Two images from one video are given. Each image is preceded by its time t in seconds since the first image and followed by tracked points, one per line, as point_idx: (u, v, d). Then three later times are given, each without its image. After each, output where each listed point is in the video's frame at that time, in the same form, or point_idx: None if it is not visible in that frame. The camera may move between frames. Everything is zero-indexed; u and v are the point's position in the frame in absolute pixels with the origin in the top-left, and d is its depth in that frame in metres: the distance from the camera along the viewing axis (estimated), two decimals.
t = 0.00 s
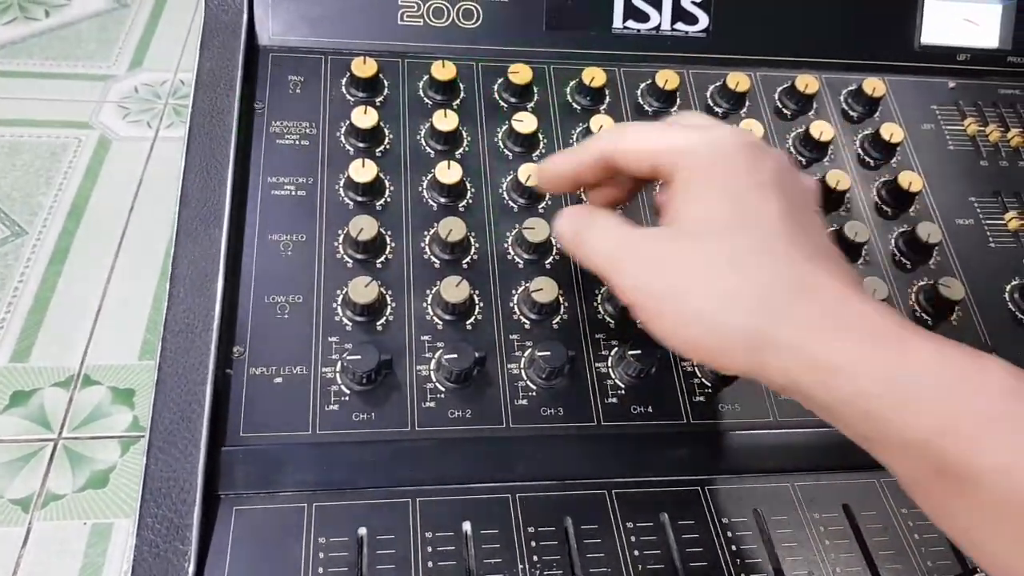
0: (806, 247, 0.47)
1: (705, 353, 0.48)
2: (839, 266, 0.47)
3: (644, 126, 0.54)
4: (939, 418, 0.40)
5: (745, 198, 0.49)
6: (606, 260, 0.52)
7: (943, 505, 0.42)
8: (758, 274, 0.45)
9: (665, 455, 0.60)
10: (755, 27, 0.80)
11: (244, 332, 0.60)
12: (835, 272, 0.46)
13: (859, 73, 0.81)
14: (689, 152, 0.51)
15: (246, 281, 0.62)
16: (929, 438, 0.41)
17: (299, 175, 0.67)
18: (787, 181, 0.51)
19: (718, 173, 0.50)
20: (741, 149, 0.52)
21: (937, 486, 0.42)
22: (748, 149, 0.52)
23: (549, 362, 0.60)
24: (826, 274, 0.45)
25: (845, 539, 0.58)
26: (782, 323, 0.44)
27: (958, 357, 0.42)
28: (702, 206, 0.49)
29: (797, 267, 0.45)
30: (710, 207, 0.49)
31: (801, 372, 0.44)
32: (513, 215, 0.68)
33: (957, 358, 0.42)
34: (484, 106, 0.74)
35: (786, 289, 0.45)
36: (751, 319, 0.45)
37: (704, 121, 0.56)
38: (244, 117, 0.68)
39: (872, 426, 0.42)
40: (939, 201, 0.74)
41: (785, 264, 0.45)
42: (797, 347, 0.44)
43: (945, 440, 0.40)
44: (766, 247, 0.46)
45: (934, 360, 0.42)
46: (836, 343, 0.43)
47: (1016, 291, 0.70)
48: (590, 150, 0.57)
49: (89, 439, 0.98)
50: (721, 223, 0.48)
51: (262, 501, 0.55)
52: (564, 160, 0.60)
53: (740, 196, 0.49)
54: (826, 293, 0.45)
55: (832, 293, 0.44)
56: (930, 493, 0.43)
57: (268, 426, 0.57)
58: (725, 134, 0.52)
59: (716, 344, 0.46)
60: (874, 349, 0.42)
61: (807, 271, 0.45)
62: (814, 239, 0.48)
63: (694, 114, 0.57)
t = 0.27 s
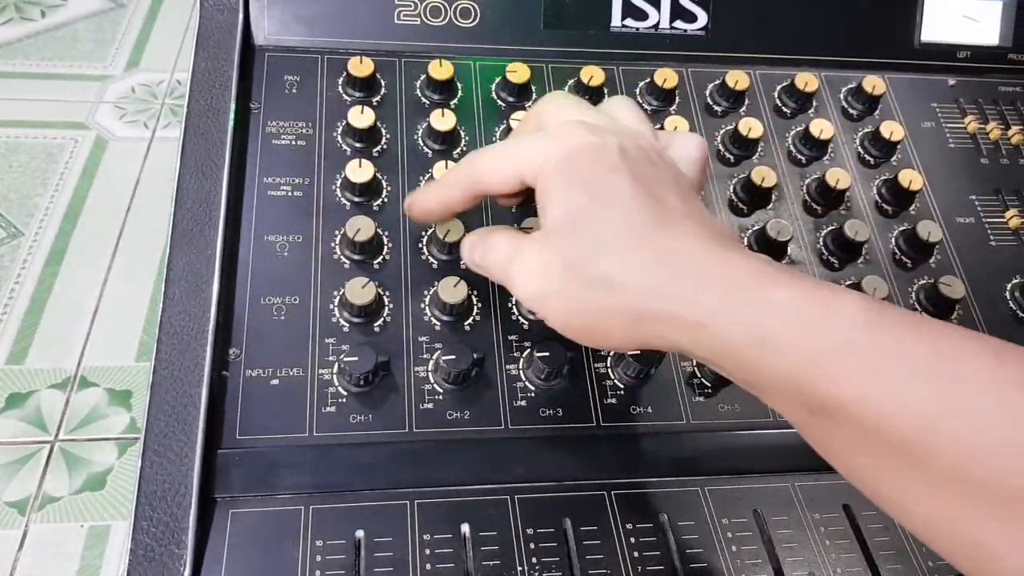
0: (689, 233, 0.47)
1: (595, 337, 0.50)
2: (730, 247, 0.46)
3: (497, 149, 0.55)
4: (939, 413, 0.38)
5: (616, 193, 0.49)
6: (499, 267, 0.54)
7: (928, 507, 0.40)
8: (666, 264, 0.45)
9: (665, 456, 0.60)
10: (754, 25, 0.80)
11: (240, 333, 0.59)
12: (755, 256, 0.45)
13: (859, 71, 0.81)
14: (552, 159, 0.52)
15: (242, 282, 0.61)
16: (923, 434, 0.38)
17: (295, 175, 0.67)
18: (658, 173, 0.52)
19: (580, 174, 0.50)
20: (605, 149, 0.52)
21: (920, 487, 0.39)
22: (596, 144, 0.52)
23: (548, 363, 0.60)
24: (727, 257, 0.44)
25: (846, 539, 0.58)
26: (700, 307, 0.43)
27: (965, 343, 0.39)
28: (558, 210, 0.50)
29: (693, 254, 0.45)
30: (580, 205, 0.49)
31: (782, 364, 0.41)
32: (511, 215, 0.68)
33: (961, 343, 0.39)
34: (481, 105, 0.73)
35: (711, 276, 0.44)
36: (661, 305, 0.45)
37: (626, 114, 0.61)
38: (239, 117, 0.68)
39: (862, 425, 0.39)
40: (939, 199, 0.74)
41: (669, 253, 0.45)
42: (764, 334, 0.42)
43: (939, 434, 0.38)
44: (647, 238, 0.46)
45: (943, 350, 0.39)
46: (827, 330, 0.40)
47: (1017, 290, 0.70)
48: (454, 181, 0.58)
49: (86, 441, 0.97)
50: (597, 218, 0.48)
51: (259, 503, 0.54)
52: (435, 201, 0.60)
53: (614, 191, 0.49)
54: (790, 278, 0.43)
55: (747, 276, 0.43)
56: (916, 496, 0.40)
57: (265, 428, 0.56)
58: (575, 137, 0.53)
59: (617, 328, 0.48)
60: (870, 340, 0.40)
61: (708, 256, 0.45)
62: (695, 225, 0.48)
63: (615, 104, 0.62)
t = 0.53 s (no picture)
0: (667, 239, 0.47)
1: (578, 338, 0.50)
2: (701, 256, 0.47)
3: (507, 134, 0.55)
4: (902, 417, 0.39)
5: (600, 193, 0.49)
6: (487, 265, 0.54)
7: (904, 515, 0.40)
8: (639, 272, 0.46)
9: (663, 454, 0.60)
10: (752, 21, 0.79)
11: (236, 332, 0.59)
12: (720, 270, 0.46)
13: (856, 66, 0.81)
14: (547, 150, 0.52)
15: (238, 280, 0.61)
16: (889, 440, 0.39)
17: (291, 173, 0.66)
18: (646, 171, 0.52)
19: (568, 170, 0.50)
20: (597, 143, 0.52)
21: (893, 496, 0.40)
22: (587, 137, 0.52)
23: (545, 360, 0.60)
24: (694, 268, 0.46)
25: (843, 536, 0.58)
26: (667, 319, 0.45)
27: (927, 348, 0.41)
28: (545, 206, 0.50)
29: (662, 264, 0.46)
30: (566, 203, 0.49)
31: (751, 378, 0.43)
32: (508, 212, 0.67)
33: (923, 348, 0.41)
34: (477, 102, 0.73)
35: (677, 287, 0.45)
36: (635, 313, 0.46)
37: (626, 101, 0.61)
38: (234, 114, 0.68)
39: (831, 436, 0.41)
40: (937, 195, 0.74)
41: (643, 260, 0.46)
42: (731, 346, 0.43)
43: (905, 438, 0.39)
44: (626, 243, 0.47)
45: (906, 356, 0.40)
46: (790, 342, 0.42)
47: (1015, 285, 0.70)
48: (478, 164, 0.59)
49: (82, 441, 0.97)
50: (581, 218, 0.48)
51: (254, 503, 0.54)
52: (463, 189, 0.61)
53: (597, 192, 0.49)
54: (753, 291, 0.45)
55: (711, 288, 0.45)
56: (889, 506, 0.40)
57: (260, 427, 0.56)
58: (570, 127, 0.53)
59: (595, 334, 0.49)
60: (833, 350, 0.41)
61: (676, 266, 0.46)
62: (675, 229, 0.49)
63: (615, 93, 0.62)
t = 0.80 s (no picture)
0: (673, 248, 0.47)
1: (577, 343, 0.50)
2: (705, 267, 0.47)
3: (508, 145, 0.57)
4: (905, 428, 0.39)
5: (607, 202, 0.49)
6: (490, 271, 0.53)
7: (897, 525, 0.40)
8: (643, 280, 0.46)
9: (655, 450, 0.60)
10: (744, 17, 0.79)
11: (225, 329, 0.59)
12: (720, 278, 0.46)
13: (848, 63, 0.81)
14: (556, 158, 0.52)
15: (227, 276, 0.61)
16: (890, 452, 0.39)
17: (281, 168, 0.66)
18: (652, 182, 0.52)
19: (574, 178, 0.50)
20: (605, 152, 0.52)
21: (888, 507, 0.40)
22: (593, 144, 0.52)
23: (537, 357, 0.60)
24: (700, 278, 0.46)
25: (834, 532, 0.58)
26: (668, 325, 0.45)
27: (929, 360, 0.41)
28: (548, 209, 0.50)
29: (668, 272, 0.46)
30: (574, 210, 0.49)
31: (751, 384, 0.42)
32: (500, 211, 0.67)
33: (925, 359, 0.41)
34: (469, 97, 0.73)
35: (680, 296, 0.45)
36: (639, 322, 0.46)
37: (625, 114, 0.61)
38: (224, 110, 0.67)
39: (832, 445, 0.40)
40: (928, 191, 0.74)
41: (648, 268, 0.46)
42: (728, 352, 0.43)
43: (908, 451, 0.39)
44: (630, 250, 0.47)
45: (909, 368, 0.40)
46: (796, 352, 0.42)
47: (1006, 282, 0.70)
48: (473, 169, 0.60)
49: (72, 438, 0.96)
50: (588, 225, 0.48)
51: (244, 500, 0.54)
52: (455, 189, 0.61)
53: (604, 201, 0.49)
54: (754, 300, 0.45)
55: (717, 296, 0.45)
56: (883, 513, 0.41)
57: (250, 424, 0.56)
58: (581, 137, 0.53)
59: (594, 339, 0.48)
60: (838, 360, 0.41)
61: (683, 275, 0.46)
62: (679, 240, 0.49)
63: (623, 111, 0.61)
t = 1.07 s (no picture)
0: (658, 256, 0.48)
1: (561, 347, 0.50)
2: (689, 276, 0.48)
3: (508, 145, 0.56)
4: (883, 432, 0.40)
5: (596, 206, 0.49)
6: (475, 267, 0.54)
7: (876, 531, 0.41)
8: (627, 287, 0.47)
9: (651, 451, 0.60)
10: (740, 17, 0.79)
11: (221, 330, 0.59)
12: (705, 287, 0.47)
13: (844, 62, 0.81)
14: (549, 160, 0.52)
15: (224, 278, 0.61)
16: (867, 456, 0.40)
17: (278, 169, 0.66)
18: (643, 187, 0.52)
19: (566, 180, 0.50)
20: (598, 155, 0.52)
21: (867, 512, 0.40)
22: (586, 147, 0.53)
23: (534, 357, 0.60)
24: (682, 287, 0.47)
25: (831, 532, 0.58)
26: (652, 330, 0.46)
27: (910, 367, 0.42)
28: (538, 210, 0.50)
29: (651, 281, 0.47)
30: (562, 211, 0.49)
31: (731, 388, 0.43)
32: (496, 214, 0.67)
33: (905, 367, 0.42)
34: (465, 98, 0.73)
35: (661, 303, 0.46)
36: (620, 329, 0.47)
37: (630, 112, 0.61)
38: (220, 111, 0.67)
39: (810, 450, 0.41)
40: (925, 191, 0.74)
41: (632, 275, 0.47)
42: (709, 357, 0.44)
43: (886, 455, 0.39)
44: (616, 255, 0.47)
45: (889, 376, 0.41)
46: (775, 358, 0.43)
47: (1002, 281, 0.70)
48: (474, 174, 0.59)
49: (69, 440, 0.96)
50: (575, 229, 0.48)
51: (241, 501, 0.54)
52: (458, 198, 0.61)
53: (592, 205, 0.49)
54: (735, 310, 0.46)
55: (696, 304, 0.46)
56: (862, 520, 0.41)
57: (246, 425, 0.56)
58: (576, 139, 0.53)
59: (575, 344, 0.49)
60: (817, 365, 0.42)
61: (664, 283, 0.47)
62: (667, 247, 0.49)
63: (625, 106, 0.61)
